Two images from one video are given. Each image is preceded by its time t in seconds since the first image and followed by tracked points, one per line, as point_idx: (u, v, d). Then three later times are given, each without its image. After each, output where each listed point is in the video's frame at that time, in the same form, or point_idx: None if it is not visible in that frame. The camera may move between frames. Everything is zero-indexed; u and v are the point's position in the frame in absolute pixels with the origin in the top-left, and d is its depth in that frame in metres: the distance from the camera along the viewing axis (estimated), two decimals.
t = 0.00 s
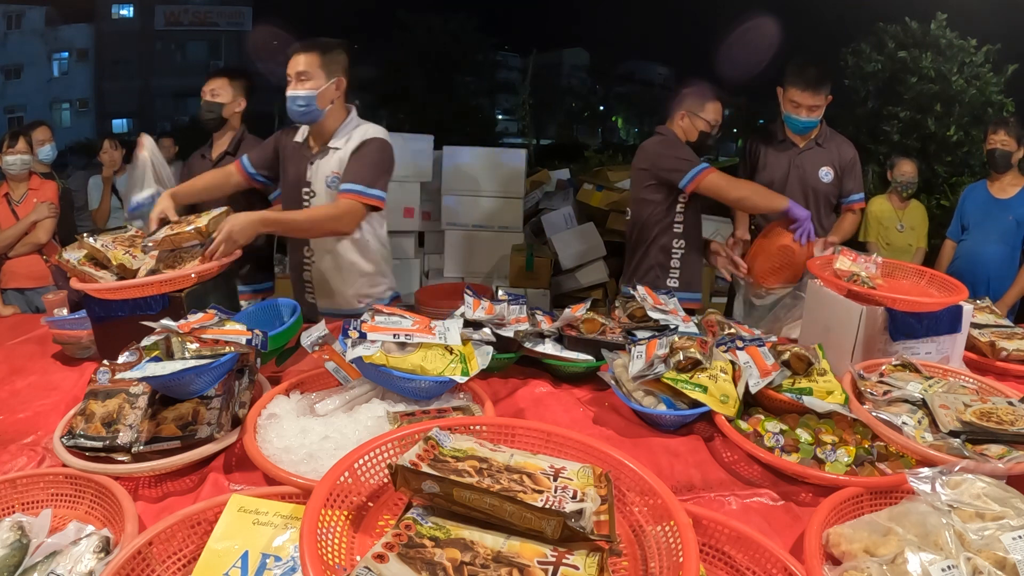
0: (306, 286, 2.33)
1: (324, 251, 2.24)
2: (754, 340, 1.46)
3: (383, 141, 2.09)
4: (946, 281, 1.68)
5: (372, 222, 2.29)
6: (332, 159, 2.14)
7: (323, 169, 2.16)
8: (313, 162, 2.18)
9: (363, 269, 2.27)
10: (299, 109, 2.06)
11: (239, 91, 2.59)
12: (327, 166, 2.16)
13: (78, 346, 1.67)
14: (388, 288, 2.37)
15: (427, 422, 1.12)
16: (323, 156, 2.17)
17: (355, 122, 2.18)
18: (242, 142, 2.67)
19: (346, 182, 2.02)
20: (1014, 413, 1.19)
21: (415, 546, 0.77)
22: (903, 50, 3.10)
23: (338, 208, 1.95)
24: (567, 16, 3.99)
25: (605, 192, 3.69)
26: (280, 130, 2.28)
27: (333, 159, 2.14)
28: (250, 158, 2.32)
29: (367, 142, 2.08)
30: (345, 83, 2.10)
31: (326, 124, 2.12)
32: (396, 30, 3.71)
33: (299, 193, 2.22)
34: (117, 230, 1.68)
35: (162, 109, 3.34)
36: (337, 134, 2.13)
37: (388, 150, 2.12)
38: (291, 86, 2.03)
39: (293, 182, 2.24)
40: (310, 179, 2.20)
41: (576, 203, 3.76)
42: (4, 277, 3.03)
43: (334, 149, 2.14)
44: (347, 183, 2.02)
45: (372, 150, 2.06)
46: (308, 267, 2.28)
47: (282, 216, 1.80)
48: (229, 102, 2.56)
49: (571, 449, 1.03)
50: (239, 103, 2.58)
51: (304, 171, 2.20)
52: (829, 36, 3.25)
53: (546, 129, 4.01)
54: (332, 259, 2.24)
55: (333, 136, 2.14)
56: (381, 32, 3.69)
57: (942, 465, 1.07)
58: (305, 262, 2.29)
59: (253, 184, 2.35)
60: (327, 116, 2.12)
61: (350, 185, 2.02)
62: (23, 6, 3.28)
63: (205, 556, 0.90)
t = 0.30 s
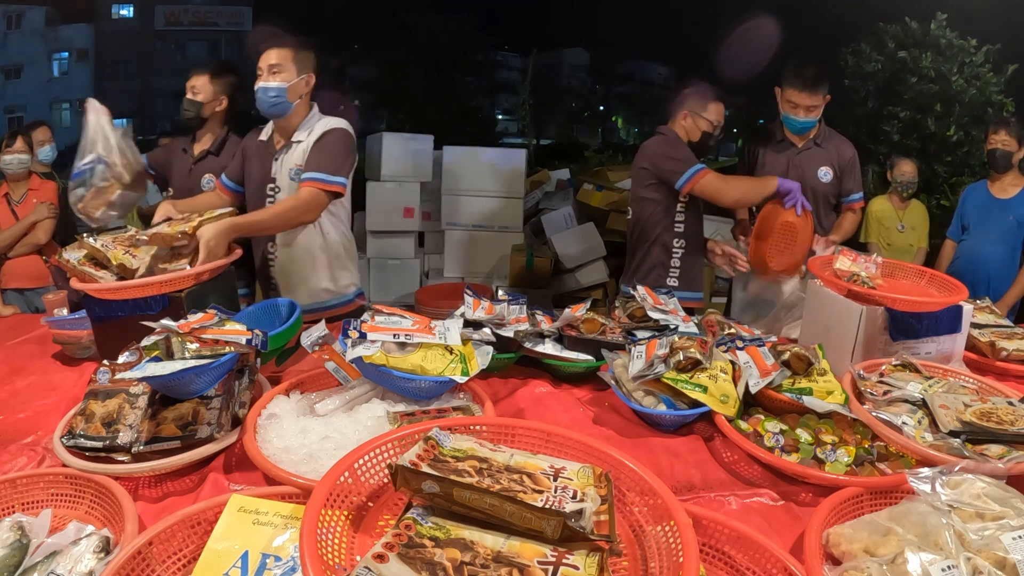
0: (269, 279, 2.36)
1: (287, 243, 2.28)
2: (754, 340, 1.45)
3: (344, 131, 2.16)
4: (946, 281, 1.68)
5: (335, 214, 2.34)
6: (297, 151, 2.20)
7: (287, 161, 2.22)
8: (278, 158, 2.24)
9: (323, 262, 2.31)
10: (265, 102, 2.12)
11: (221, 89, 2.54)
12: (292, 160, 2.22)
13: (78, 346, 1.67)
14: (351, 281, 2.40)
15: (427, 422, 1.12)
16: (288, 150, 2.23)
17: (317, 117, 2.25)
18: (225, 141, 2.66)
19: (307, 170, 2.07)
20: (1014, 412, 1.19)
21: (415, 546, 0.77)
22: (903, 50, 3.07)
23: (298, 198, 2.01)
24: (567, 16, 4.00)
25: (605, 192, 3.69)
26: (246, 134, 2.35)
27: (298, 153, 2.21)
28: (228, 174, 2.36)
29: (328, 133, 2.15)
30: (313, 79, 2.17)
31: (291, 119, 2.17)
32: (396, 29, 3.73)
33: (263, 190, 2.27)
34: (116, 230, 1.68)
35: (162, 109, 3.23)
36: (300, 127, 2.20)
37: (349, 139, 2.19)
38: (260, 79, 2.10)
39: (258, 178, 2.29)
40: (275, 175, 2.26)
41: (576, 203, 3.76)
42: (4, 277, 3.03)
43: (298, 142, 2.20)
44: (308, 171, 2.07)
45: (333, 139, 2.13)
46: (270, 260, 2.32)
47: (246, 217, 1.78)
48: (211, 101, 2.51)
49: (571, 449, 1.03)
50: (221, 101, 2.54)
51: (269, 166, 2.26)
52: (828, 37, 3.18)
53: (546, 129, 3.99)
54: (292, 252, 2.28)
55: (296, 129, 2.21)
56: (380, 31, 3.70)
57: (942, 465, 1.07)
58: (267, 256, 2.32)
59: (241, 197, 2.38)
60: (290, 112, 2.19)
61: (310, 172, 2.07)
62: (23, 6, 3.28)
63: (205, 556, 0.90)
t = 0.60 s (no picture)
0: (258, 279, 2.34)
1: (278, 243, 2.27)
2: (754, 340, 1.45)
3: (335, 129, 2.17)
4: (946, 281, 1.68)
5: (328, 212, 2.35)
6: (287, 150, 2.18)
7: (278, 161, 2.19)
8: (266, 158, 2.22)
9: (315, 261, 2.32)
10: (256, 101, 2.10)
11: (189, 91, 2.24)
12: (282, 160, 2.20)
13: (78, 346, 1.67)
14: (342, 280, 2.41)
15: (427, 422, 1.12)
16: (277, 150, 2.21)
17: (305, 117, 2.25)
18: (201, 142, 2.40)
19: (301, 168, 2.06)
20: (1014, 413, 1.19)
21: (415, 546, 0.77)
22: (903, 50, 3.08)
23: (298, 194, 2.00)
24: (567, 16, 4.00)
25: (605, 192, 3.69)
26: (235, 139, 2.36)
27: (288, 152, 2.18)
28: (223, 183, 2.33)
29: (319, 131, 2.15)
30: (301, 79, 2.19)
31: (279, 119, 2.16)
32: (396, 30, 3.75)
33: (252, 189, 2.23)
34: (116, 230, 1.68)
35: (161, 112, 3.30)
36: (289, 127, 2.19)
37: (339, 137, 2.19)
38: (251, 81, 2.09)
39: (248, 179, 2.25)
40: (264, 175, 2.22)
41: (576, 203, 3.76)
42: (4, 277, 3.03)
43: (287, 141, 2.18)
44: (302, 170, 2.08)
45: (324, 137, 2.13)
46: (261, 259, 2.30)
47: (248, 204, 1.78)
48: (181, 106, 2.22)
49: (571, 449, 1.03)
50: (191, 104, 2.26)
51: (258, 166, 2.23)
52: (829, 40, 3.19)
53: (546, 129, 3.98)
54: (285, 252, 2.28)
55: (285, 129, 2.19)
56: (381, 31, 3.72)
57: (942, 465, 1.07)
58: (257, 256, 2.31)
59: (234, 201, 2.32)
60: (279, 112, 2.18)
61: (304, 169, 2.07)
62: (23, 6, 3.27)
63: (205, 556, 0.90)
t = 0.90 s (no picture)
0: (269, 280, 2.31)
1: (287, 240, 2.26)
2: (754, 340, 1.45)
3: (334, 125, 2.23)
4: (946, 281, 1.68)
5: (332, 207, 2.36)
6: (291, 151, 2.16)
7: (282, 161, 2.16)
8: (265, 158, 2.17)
9: (324, 256, 2.33)
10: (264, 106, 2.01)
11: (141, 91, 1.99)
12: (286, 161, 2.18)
13: (78, 346, 1.67)
14: (350, 273, 2.44)
15: (427, 422, 1.12)
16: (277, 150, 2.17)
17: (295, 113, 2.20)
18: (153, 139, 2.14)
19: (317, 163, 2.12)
20: (1014, 412, 1.19)
21: (415, 546, 0.77)
22: (903, 50, 3.08)
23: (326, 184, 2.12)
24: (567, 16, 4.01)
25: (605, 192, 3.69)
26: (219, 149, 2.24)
27: (291, 152, 2.16)
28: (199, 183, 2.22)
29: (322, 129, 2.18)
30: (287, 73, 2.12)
31: (279, 122, 2.10)
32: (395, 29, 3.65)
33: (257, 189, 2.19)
34: (116, 230, 1.68)
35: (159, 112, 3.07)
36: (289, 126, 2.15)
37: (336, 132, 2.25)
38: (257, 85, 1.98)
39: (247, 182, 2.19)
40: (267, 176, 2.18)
41: (576, 203, 3.76)
42: (4, 277, 3.02)
43: (289, 140, 2.16)
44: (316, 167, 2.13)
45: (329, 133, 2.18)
46: (270, 262, 2.28)
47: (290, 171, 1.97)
48: (131, 105, 1.97)
49: (571, 449, 1.03)
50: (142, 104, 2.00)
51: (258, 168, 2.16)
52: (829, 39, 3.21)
53: (546, 128, 4.03)
54: (296, 250, 2.27)
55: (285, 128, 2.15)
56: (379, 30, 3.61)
57: (942, 465, 1.07)
58: (265, 258, 2.28)
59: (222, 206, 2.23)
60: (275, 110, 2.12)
61: (319, 166, 2.13)
62: (22, 6, 3.26)
63: (205, 556, 0.90)
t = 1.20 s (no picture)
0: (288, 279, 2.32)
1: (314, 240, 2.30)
2: (754, 340, 1.45)
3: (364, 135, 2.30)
4: (946, 281, 1.68)
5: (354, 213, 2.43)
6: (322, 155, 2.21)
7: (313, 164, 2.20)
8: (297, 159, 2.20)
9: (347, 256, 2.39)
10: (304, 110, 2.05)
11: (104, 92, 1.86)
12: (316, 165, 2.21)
13: (78, 346, 1.67)
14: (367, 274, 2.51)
15: (427, 422, 1.12)
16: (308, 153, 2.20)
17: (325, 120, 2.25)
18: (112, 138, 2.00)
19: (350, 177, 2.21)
20: (1014, 413, 1.19)
21: (415, 546, 0.77)
22: (903, 50, 3.05)
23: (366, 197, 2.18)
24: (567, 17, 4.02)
25: (605, 192, 3.69)
26: (246, 134, 2.21)
27: (325, 156, 2.22)
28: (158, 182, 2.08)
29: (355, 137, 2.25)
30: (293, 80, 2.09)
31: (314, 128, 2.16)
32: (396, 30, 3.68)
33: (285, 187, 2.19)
34: (116, 230, 1.67)
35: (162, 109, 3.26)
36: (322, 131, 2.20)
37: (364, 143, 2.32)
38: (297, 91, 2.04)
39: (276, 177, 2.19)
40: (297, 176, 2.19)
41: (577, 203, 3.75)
42: (4, 277, 3.02)
43: (321, 145, 2.20)
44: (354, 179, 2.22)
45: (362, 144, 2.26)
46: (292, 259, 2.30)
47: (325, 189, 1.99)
48: (92, 107, 1.84)
49: (571, 449, 1.03)
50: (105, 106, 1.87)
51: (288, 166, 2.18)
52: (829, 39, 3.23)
53: (546, 129, 4.03)
54: (320, 249, 2.32)
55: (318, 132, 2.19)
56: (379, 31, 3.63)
57: (942, 465, 1.07)
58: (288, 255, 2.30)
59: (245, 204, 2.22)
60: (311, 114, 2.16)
61: (359, 178, 2.22)
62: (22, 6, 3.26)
63: (205, 556, 0.90)
